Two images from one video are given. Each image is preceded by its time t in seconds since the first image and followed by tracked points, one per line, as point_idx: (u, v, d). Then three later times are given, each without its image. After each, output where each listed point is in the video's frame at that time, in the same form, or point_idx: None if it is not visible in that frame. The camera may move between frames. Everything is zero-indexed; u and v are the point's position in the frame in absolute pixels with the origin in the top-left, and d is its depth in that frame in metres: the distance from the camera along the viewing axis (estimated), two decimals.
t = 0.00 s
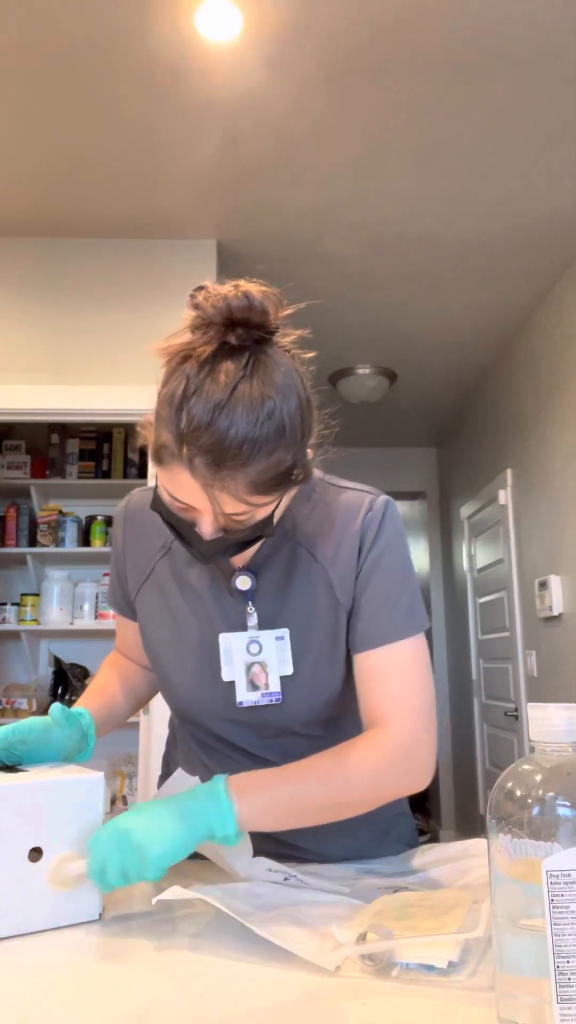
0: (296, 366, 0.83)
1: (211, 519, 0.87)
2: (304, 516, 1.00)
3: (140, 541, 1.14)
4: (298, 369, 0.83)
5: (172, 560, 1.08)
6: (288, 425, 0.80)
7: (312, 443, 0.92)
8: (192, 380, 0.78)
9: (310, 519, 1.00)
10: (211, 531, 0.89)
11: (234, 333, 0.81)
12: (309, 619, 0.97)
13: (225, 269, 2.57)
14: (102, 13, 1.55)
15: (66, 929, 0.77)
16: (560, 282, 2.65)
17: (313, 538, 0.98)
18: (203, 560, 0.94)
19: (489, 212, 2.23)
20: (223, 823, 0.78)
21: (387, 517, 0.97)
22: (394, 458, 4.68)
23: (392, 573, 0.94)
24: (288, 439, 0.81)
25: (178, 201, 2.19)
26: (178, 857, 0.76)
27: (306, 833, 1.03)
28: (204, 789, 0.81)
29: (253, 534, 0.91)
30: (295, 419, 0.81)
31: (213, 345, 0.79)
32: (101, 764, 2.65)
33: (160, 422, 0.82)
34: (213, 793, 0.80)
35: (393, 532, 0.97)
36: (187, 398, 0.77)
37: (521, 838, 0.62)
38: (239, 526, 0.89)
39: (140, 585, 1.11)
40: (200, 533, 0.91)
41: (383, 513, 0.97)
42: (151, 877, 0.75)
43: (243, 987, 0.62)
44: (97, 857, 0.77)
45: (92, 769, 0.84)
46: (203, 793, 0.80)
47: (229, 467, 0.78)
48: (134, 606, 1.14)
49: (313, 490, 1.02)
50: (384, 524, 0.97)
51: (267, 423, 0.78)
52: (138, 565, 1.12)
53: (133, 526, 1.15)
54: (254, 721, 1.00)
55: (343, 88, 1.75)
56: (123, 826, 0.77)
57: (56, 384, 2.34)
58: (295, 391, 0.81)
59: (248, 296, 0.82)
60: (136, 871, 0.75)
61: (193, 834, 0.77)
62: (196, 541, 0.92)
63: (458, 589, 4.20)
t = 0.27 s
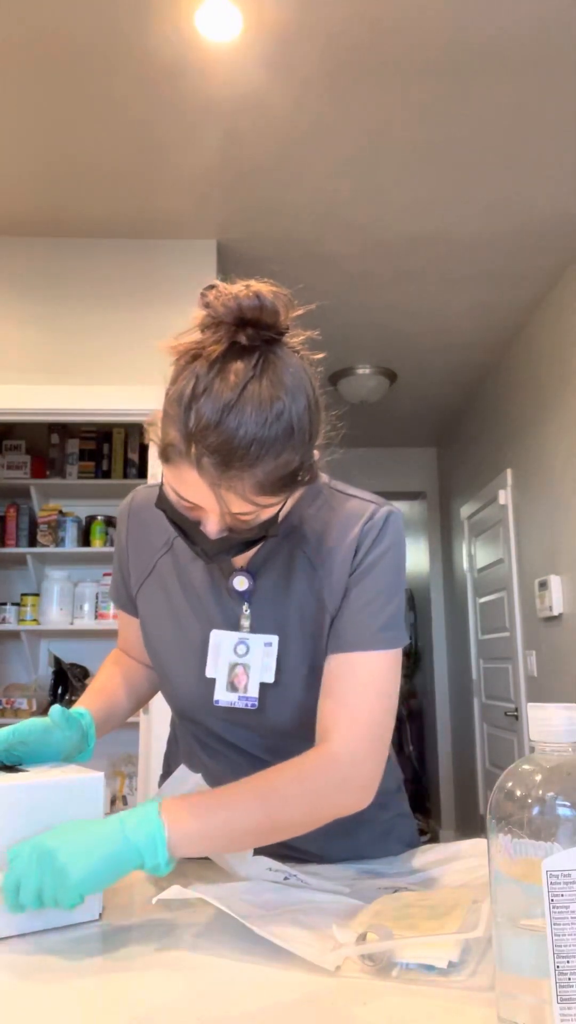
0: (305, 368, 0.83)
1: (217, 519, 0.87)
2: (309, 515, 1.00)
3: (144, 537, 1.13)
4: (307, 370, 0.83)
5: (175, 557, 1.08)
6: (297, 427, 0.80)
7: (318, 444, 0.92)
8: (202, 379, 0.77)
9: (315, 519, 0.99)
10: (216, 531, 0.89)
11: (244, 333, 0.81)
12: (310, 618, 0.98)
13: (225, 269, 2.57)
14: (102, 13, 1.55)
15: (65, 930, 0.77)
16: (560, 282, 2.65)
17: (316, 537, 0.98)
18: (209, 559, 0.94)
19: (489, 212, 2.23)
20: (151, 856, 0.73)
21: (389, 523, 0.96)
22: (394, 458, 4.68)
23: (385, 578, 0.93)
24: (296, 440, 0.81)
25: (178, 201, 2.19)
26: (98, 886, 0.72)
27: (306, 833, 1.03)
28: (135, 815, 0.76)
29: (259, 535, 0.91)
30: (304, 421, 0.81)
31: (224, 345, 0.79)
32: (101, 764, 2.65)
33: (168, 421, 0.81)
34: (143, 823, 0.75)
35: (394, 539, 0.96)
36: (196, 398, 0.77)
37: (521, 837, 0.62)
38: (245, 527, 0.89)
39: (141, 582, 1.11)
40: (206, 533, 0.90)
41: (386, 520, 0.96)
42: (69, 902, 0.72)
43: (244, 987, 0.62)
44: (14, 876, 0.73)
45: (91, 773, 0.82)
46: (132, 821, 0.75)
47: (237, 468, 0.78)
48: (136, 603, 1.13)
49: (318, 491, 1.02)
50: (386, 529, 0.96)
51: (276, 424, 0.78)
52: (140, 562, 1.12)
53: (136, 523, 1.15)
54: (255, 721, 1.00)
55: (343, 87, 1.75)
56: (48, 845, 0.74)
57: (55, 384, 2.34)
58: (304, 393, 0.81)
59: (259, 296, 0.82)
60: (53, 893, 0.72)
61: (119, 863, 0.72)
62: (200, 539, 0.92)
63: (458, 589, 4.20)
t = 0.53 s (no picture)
0: (300, 366, 0.83)
1: (212, 516, 0.87)
2: (306, 512, 1.00)
3: (140, 536, 1.14)
4: (301, 368, 0.83)
5: (171, 556, 1.08)
6: (291, 425, 0.80)
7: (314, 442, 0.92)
8: (197, 378, 0.77)
9: (311, 516, 0.99)
10: (212, 528, 0.89)
11: (239, 332, 0.80)
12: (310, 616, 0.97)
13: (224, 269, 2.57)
14: (102, 13, 1.55)
15: (66, 929, 0.77)
16: (559, 282, 2.65)
17: (315, 534, 0.98)
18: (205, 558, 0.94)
19: (489, 211, 2.23)
20: (250, 815, 0.78)
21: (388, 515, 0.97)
22: (394, 458, 4.68)
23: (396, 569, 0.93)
24: (291, 438, 0.81)
25: (178, 201, 2.19)
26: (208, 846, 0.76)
27: (306, 833, 1.03)
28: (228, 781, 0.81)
29: (255, 533, 0.91)
30: (298, 419, 0.81)
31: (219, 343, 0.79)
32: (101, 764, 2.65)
33: (164, 419, 0.81)
34: (236, 787, 0.80)
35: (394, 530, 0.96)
36: (191, 396, 0.77)
37: (521, 837, 0.62)
38: (241, 525, 0.89)
39: (139, 580, 1.11)
40: (201, 530, 0.91)
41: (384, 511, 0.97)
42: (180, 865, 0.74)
43: (244, 987, 0.62)
44: (127, 848, 0.74)
45: (90, 770, 0.83)
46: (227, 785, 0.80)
47: (232, 466, 0.78)
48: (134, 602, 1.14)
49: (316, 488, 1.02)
50: (385, 521, 0.96)
51: (270, 422, 0.78)
52: (138, 560, 1.12)
53: (134, 522, 1.15)
54: (255, 720, 1.00)
55: (343, 87, 1.74)
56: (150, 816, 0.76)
57: (55, 384, 2.34)
58: (298, 391, 0.81)
59: (254, 295, 0.82)
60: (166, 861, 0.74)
61: (212, 832, 0.75)
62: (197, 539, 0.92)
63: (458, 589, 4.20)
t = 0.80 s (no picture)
0: (309, 367, 0.83)
1: (220, 516, 0.87)
2: (309, 513, 1.00)
3: (143, 533, 1.14)
4: (311, 369, 0.83)
5: (173, 553, 1.08)
6: (301, 426, 0.80)
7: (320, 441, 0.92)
8: (209, 378, 0.77)
9: (314, 517, 0.99)
10: (220, 527, 0.89)
11: (250, 333, 0.80)
12: (308, 616, 0.97)
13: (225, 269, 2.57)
14: (102, 12, 1.55)
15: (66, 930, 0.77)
16: (559, 282, 2.65)
17: (317, 536, 0.98)
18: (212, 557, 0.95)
19: (489, 211, 2.23)
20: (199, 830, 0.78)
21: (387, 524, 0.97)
22: (394, 458, 4.67)
23: (391, 581, 0.94)
24: (301, 439, 0.81)
25: (178, 201, 2.19)
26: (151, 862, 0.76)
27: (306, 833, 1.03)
28: (178, 791, 0.81)
29: (262, 532, 0.91)
30: (308, 420, 0.81)
31: (230, 344, 0.79)
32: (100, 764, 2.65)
33: (174, 418, 0.81)
34: (188, 798, 0.80)
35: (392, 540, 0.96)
36: (203, 396, 0.77)
37: (521, 837, 0.62)
38: (248, 525, 0.89)
39: (140, 577, 1.11)
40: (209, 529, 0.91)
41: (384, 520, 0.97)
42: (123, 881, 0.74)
43: (244, 987, 0.62)
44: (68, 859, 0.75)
45: (92, 770, 0.83)
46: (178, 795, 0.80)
47: (243, 466, 0.78)
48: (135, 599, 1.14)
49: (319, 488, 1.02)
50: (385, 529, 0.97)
51: (281, 423, 0.78)
52: (139, 557, 1.12)
53: (136, 519, 1.15)
54: (254, 720, 1.00)
55: (342, 87, 1.74)
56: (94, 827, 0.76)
57: (55, 384, 2.34)
58: (308, 392, 0.81)
59: (265, 295, 0.82)
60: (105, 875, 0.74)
61: (164, 842, 0.76)
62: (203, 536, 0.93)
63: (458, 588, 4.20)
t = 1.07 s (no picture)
0: (313, 369, 0.83)
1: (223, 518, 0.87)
2: (309, 513, 0.99)
3: (144, 532, 1.14)
4: (314, 372, 0.83)
5: (174, 553, 1.08)
6: (305, 429, 0.80)
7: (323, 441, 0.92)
8: (213, 381, 0.77)
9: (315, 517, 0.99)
10: (222, 529, 0.89)
11: (254, 335, 0.80)
12: (306, 616, 0.97)
13: (225, 269, 2.57)
14: (102, 12, 1.55)
15: (65, 929, 0.77)
16: (559, 282, 2.65)
17: (316, 535, 0.98)
18: (214, 558, 0.95)
19: (489, 211, 2.23)
20: (172, 837, 0.75)
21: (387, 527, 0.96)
22: (394, 458, 4.67)
23: (387, 582, 0.93)
24: (305, 442, 0.80)
25: (178, 201, 2.19)
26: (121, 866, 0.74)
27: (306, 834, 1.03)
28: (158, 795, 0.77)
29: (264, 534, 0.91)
30: (312, 422, 0.81)
31: (234, 347, 0.79)
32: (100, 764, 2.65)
33: (177, 421, 0.81)
34: (167, 802, 0.76)
35: (392, 544, 0.96)
36: (207, 399, 0.77)
37: (521, 837, 0.62)
38: (251, 527, 0.89)
39: (141, 576, 1.11)
40: (212, 531, 0.91)
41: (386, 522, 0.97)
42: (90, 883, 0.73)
43: (243, 987, 0.62)
44: (37, 852, 0.75)
45: (92, 770, 0.83)
46: (157, 799, 0.77)
47: (247, 469, 0.78)
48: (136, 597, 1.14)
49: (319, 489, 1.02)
50: (384, 531, 0.96)
51: (285, 426, 0.78)
52: (140, 556, 1.12)
53: (137, 518, 1.16)
54: (254, 720, 1.00)
55: (342, 87, 1.74)
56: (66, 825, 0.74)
57: (55, 384, 2.34)
58: (312, 395, 0.81)
59: (269, 297, 0.82)
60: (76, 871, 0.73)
61: (133, 847, 0.73)
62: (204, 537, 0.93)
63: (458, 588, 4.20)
